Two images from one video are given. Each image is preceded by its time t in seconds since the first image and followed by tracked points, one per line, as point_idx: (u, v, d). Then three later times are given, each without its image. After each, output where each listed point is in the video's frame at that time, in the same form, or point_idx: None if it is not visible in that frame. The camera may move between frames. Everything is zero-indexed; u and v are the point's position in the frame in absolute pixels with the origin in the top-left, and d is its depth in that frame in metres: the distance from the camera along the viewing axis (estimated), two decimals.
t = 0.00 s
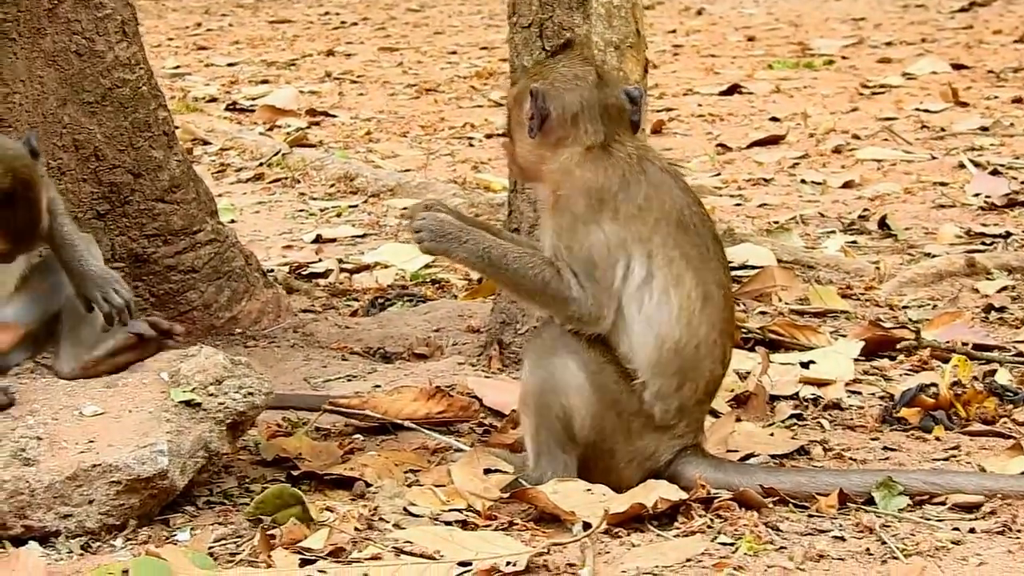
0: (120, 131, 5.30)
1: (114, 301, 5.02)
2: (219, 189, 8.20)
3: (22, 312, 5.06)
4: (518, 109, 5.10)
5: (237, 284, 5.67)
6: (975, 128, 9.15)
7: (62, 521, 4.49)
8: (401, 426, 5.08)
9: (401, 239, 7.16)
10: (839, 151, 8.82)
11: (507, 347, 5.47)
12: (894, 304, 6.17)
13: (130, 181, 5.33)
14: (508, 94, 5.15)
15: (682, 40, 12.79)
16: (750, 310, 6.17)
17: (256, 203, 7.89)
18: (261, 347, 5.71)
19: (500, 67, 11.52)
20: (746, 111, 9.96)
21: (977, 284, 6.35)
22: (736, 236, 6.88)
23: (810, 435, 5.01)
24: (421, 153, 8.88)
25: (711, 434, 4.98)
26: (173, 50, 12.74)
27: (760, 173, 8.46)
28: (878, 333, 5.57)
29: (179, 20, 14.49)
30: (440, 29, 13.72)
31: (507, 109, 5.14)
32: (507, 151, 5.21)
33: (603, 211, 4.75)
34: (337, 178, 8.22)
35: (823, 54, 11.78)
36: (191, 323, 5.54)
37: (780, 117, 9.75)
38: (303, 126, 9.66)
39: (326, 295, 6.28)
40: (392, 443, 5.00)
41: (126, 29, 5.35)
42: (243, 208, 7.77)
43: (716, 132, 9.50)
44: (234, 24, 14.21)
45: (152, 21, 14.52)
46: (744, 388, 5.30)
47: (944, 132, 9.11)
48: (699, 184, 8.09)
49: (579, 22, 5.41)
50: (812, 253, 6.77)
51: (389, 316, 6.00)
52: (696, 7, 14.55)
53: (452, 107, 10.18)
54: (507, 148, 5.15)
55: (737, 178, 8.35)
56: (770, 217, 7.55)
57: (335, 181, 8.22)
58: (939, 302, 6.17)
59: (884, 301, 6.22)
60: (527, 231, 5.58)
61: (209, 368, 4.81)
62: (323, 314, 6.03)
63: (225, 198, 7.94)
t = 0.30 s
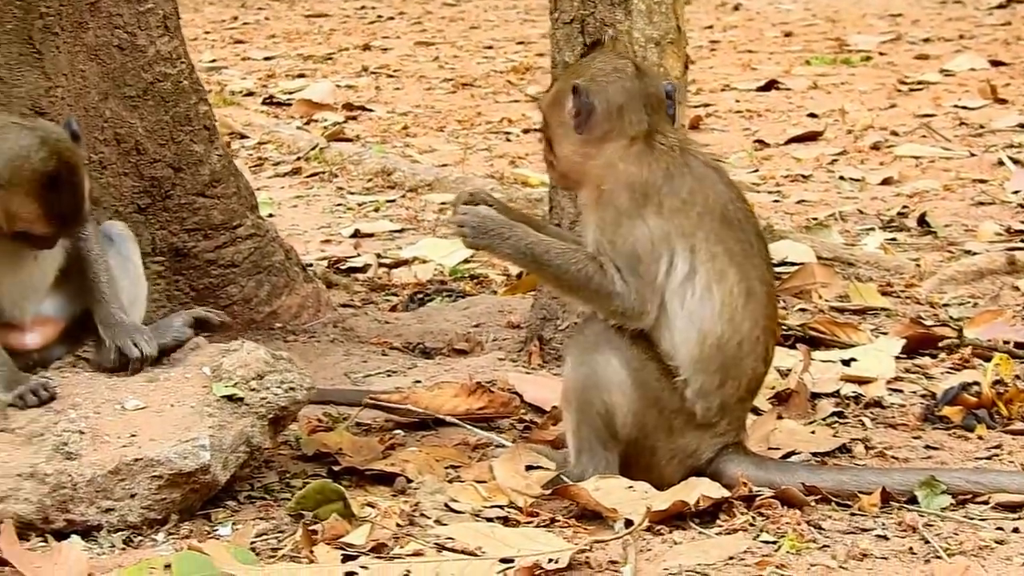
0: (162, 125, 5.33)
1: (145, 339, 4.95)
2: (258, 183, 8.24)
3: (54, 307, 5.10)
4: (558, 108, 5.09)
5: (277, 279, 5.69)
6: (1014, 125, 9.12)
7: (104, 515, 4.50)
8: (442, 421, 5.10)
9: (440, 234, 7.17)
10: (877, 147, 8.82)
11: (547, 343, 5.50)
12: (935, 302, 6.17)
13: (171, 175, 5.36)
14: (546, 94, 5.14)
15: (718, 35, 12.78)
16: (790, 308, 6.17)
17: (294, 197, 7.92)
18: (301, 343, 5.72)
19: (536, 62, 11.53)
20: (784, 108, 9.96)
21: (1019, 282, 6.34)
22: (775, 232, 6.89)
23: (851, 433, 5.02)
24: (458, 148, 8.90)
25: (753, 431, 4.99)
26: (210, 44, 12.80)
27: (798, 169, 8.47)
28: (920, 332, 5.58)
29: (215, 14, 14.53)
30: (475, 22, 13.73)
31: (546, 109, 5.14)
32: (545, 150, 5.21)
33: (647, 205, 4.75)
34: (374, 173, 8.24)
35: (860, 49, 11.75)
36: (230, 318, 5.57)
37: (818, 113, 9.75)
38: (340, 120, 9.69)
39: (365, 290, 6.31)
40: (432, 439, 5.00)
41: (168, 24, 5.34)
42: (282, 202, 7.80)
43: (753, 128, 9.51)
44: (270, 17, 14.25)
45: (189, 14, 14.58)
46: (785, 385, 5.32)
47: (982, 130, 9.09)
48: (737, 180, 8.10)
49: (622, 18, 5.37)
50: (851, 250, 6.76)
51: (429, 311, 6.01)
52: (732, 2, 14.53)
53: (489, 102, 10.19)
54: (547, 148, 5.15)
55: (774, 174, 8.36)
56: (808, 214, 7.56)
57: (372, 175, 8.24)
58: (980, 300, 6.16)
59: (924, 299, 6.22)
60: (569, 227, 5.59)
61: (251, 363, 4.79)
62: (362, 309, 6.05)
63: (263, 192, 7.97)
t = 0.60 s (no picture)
0: (221, 124, 5.45)
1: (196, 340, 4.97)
2: (313, 182, 8.29)
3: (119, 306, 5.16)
4: (601, 123, 4.98)
5: (336, 279, 5.85)
6: None
7: (165, 514, 4.50)
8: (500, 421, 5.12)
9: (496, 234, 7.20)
10: (932, 149, 8.84)
11: (606, 344, 5.49)
12: (993, 304, 6.18)
13: (230, 174, 5.49)
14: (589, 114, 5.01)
15: (770, 35, 12.79)
16: (848, 309, 6.18)
17: (348, 197, 7.97)
18: (360, 343, 5.74)
19: (589, 62, 11.55)
20: (837, 109, 9.97)
21: None
22: (832, 234, 6.91)
23: (911, 435, 5.04)
24: (512, 148, 8.93)
25: (812, 433, 5.04)
26: (262, 43, 12.90)
27: (853, 170, 8.48)
28: (979, 334, 5.61)
29: (266, 13, 14.61)
30: (527, 22, 13.74)
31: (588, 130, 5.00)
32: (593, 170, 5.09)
33: (706, 213, 4.74)
34: (429, 172, 8.26)
35: (914, 50, 11.73)
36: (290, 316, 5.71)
37: (872, 114, 9.75)
38: (393, 119, 9.74)
39: (421, 291, 6.37)
40: (492, 439, 5.02)
41: (228, 24, 5.47)
42: (337, 202, 7.85)
43: (807, 128, 9.52)
44: (322, 16, 14.31)
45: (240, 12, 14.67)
46: (845, 386, 5.36)
47: None
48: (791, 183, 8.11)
49: (680, 19, 5.43)
50: (907, 252, 6.78)
51: (486, 311, 6.06)
52: (785, 3, 14.53)
53: (542, 101, 10.23)
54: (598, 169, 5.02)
55: (829, 175, 8.37)
56: (864, 215, 7.58)
57: (426, 175, 8.28)
58: None
59: (982, 301, 6.23)
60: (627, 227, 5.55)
61: (312, 363, 4.83)
62: (420, 310, 6.12)
63: (319, 191, 8.02)
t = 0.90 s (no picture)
0: (292, 129, 5.54)
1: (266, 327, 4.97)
2: (379, 183, 8.35)
3: (189, 307, 5.20)
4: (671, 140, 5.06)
5: (403, 284, 5.78)
6: None
7: (233, 520, 4.50)
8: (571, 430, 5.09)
9: (564, 239, 7.21)
10: (1000, 156, 8.79)
11: (675, 353, 5.49)
12: None
13: (300, 179, 5.58)
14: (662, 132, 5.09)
15: (839, 41, 12.76)
16: (918, 319, 6.17)
17: (415, 199, 8.02)
18: (427, 348, 5.75)
19: (655, 66, 11.56)
20: (906, 115, 9.93)
21: None
22: (900, 243, 6.90)
23: (979, 446, 5.01)
24: (578, 152, 8.96)
25: (880, 444, 5.03)
26: (330, 45, 13.01)
27: (921, 178, 8.45)
28: None
29: (333, 15, 14.72)
30: (595, 26, 13.75)
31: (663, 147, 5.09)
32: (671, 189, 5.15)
33: (775, 229, 4.72)
34: (496, 179, 8.32)
35: (982, 55, 11.65)
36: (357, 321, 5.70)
37: (941, 121, 9.70)
38: (460, 122, 9.80)
39: (490, 296, 6.29)
40: (559, 447, 5.02)
41: (298, 29, 5.57)
42: (403, 204, 7.90)
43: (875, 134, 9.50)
44: (389, 18, 14.39)
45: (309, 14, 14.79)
46: (912, 397, 5.34)
47: None
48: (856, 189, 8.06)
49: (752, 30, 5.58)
50: (977, 262, 6.76)
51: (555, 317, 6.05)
52: (854, 9, 14.49)
53: (610, 107, 10.25)
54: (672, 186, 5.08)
55: (897, 184, 8.35)
56: (933, 224, 7.55)
57: (493, 181, 8.34)
58: None
59: None
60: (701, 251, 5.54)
61: (381, 369, 4.85)
62: (489, 315, 6.04)
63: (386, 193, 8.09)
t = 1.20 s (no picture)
0: (330, 143, 5.63)
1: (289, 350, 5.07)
2: (417, 200, 8.40)
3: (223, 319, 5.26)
4: (709, 158, 4.87)
5: (439, 300, 5.91)
6: None
7: (264, 531, 4.49)
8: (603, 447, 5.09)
9: (599, 258, 7.24)
10: None
11: (707, 373, 5.48)
12: None
13: (337, 194, 5.67)
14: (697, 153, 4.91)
15: (877, 65, 12.79)
16: (949, 341, 6.21)
17: (451, 216, 8.07)
18: (462, 364, 5.79)
19: (693, 87, 11.60)
20: (943, 140, 9.95)
21: None
22: (935, 267, 6.91)
23: (1011, 471, 5.01)
24: (616, 173, 8.98)
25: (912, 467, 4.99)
26: (368, 61, 13.10)
27: (957, 204, 8.47)
28: None
29: (373, 31, 14.82)
30: (634, 46, 13.81)
31: (700, 169, 4.89)
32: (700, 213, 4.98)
33: (818, 255, 4.66)
34: (533, 196, 8.35)
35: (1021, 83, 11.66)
36: (392, 335, 5.82)
37: (978, 147, 9.71)
38: (498, 141, 9.85)
39: (523, 314, 6.37)
40: (591, 465, 5.01)
41: (338, 44, 5.64)
42: (440, 221, 7.95)
43: (913, 159, 9.52)
44: (427, 35, 14.48)
45: (349, 30, 14.90)
46: (946, 420, 5.32)
47: None
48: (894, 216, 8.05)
49: (790, 50, 5.54)
50: (1013, 288, 6.77)
51: (589, 336, 6.07)
52: (892, 33, 14.52)
53: (647, 127, 10.29)
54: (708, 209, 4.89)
55: (933, 209, 8.36)
56: (969, 249, 7.57)
57: (530, 198, 8.38)
58: None
59: None
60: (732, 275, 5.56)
61: (415, 385, 4.80)
62: (524, 333, 6.14)
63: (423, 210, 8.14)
